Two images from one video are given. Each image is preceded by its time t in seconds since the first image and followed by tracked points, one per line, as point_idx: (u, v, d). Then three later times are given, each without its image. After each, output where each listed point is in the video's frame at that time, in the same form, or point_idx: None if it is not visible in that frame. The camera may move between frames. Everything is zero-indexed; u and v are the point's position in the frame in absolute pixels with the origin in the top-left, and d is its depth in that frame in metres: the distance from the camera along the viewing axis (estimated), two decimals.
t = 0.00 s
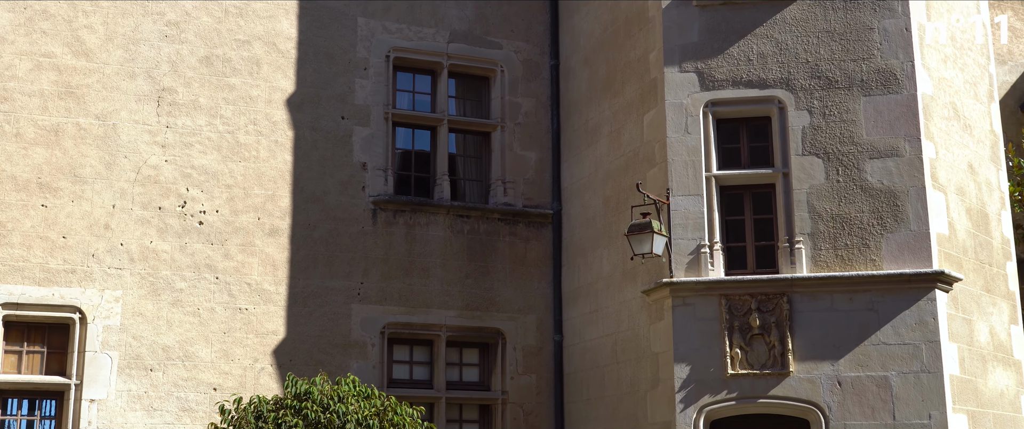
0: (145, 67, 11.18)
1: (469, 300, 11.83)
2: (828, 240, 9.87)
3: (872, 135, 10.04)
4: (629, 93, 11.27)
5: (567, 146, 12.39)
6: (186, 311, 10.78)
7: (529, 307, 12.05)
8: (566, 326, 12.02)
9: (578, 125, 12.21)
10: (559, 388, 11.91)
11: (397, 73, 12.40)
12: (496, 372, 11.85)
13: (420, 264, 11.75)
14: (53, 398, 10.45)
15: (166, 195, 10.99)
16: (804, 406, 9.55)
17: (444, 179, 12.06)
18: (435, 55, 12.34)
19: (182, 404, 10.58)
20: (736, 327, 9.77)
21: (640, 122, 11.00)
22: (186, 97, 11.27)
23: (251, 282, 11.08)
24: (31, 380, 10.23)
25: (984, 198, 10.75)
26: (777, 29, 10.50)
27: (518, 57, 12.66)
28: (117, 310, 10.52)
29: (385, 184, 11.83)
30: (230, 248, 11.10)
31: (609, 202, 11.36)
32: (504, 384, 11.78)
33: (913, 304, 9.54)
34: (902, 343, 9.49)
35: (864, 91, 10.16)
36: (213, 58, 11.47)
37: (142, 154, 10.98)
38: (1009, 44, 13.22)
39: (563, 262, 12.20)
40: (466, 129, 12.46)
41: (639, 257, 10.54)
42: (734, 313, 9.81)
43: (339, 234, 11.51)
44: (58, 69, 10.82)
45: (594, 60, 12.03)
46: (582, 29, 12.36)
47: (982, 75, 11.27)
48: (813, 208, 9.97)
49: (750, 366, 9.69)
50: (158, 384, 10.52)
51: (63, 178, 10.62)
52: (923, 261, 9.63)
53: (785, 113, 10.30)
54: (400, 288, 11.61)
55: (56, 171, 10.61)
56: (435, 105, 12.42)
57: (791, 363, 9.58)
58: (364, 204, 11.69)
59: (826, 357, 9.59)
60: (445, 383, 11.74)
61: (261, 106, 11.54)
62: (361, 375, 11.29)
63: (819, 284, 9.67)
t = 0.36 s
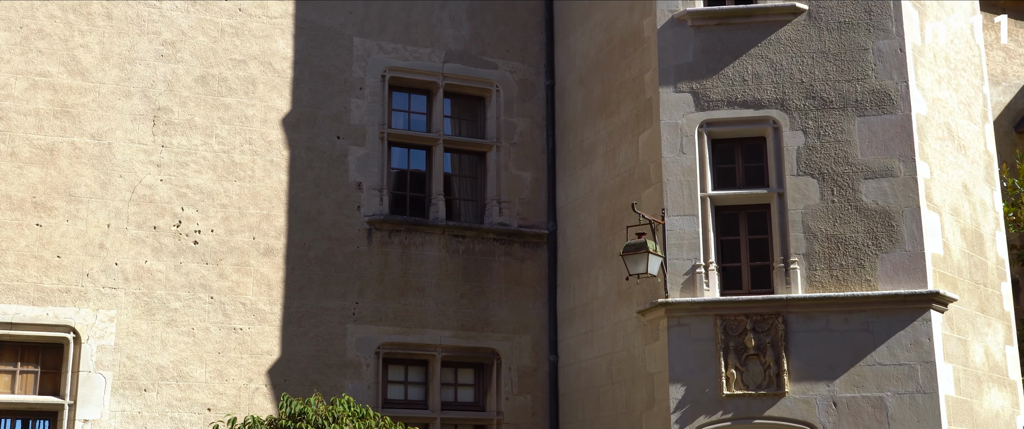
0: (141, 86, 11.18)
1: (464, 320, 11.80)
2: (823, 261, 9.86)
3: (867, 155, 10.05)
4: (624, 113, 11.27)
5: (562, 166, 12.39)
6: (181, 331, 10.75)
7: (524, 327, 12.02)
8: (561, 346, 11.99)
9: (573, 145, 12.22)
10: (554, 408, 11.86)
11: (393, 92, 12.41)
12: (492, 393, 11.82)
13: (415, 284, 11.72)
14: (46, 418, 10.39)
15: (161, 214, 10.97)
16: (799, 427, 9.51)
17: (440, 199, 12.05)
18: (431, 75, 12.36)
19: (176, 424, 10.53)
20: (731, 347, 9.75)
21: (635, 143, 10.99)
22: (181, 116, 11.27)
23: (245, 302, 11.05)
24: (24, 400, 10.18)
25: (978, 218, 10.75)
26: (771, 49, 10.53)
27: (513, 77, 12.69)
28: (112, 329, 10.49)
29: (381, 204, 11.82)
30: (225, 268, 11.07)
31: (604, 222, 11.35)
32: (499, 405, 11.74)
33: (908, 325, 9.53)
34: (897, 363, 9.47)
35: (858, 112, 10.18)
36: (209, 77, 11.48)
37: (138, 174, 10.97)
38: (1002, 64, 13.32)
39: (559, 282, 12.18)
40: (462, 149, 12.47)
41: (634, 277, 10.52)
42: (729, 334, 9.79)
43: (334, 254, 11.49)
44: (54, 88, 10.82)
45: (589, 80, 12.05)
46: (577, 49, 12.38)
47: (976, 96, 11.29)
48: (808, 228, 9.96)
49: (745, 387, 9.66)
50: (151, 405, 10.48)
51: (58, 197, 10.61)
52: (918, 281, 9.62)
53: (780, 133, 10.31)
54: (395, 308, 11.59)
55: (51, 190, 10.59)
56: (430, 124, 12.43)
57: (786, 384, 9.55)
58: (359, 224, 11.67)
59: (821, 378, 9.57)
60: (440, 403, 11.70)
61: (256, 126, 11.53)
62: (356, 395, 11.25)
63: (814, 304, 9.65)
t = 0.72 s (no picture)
0: (140, 106, 11.19)
1: (463, 340, 11.77)
2: (822, 280, 9.84)
3: (865, 175, 10.05)
4: (623, 133, 11.27)
5: (561, 186, 12.38)
6: (179, 350, 10.72)
7: (523, 347, 11.99)
8: (560, 366, 11.96)
9: (572, 165, 12.22)
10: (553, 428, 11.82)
11: (392, 112, 12.42)
12: (490, 413, 11.78)
13: (414, 303, 11.70)
14: None
15: (159, 233, 10.96)
16: None
17: (438, 218, 12.05)
18: (430, 94, 12.38)
19: None
20: (731, 367, 9.72)
21: (634, 162, 10.98)
22: (180, 136, 11.27)
23: (244, 322, 11.03)
24: (21, 420, 10.15)
25: (977, 238, 10.74)
26: (770, 69, 10.55)
27: (512, 96, 12.70)
28: (110, 349, 10.47)
29: (379, 223, 11.81)
30: (223, 288, 11.05)
31: (603, 242, 11.34)
32: (498, 425, 11.71)
33: (908, 344, 9.50)
34: (897, 383, 9.44)
35: (857, 132, 10.19)
36: (208, 96, 11.48)
37: (136, 193, 10.96)
38: (1001, 83, 13.48)
39: (557, 302, 12.16)
40: (461, 168, 12.47)
41: (633, 297, 10.50)
42: (729, 353, 9.76)
43: (332, 274, 11.48)
44: (53, 107, 10.83)
45: (588, 99, 12.05)
46: (576, 69, 12.39)
47: (975, 115, 11.30)
48: (807, 248, 9.95)
49: (745, 407, 9.63)
50: (149, 425, 10.44)
51: (56, 216, 10.60)
52: (917, 301, 9.61)
53: (778, 153, 10.32)
54: (394, 328, 11.56)
55: (50, 209, 10.59)
56: (429, 144, 12.43)
57: (786, 404, 9.52)
58: (358, 243, 11.66)
59: (821, 398, 9.54)
60: (438, 423, 11.66)
61: (255, 145, 11.53)
62: (354, 415, 11.22)
63: (814, 324, 9.63)
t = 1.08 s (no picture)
0: (137, 125, 11.19)
1: (460, 359, 11.74)
2: (819, 300, 9.83)
3: (863, 195, 10.05)
4: (620, 152, 11.26)
5: (558, 205, 12.37)
6: (175, 370, 10.69)
7: (520, 367, 11.96)
8: (557, 386, 11.92)
9: (569, 184, 12.22)
10: None
11: (390, 131, 12.43)
12: None
13: (411, 323, 11.67)
14: None
15: (156, 252, 10.94)
16: None
17: (436, 238, 12.03)
18: (427, 114, 12.39)
19: None
20: (728, 387, 9.69)
21: (631, 182, 10.96)
22: (178, 155, 11.27)
23: (240, 341, 11.00)
24: None
25: (974, 258, 10.73)
26: (767, 89, 10.56)
27: (510, 116, 12.72)
28: (106, 369, 10.44)
29: (376, 243, 11.79)
30: (220, 307, 11.03)
31: (600, 262, 11.32)
32: None
33: (906, 364, 9.48)
34: (895, 403, 9.42)
35: (854, 151, 10.20)
36: (206, 116, 11.49)
37: (133, 212, 10.95)
38: (997, 103, 13.55)
39: (554, 322, 12.13)
40: (458, 188, 12.46)
41: (631, 317, 10.47)
42: (726, 374, 9.74)
43: (329, 293, 11.46)
44: (51, 126, 10.83)
45: (585, 119, 12.06)
46: (573, 88, 12.40)
47: (971, 135, 11.32)
48: (804, 268, 9.94)
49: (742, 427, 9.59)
50: None
51: (53, 235, 10.59)
52: (915, 321, 9.59)
53: (775, 173, 10.32)
54: (391, 347, 11.53)
55: (46, 228, 10.57)
56: (426, 163, 12.44)
57: (783, 424, 9.48)
58: (355, 263, 11.64)
59: (818, 418, 9.51)
60: None
61: (252, 165, 11.53)
62: None
63: (811, 344, 9.61)
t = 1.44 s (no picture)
0: (134, 145, 11.18)
1: (456, 381, 11.69)
2: (816, 321, 9.80)
3: (859, 216, 10.04)
4: (616, 173, 11.24)
5: (555, 226, 12.34)
6: (170, 391, 10.65)
7: (517, 388, 11.91)
8: (554, 407, 11.86)
9: (566, 205, 12.19)
10: None
11: (387, 152, 12.42)
12: None
13: (408, 344, 11.63)
14: None
15: (152, 273, 10.91)
16: None
17: (432, 259, 12.01)
18: (424, 135, 12.39)
19: None
20: (725, 409, 9.64)
21: (628, 203, 10.93)
22: (174, 175, 11.26)
23: (236, 363, 10.95)
24: None
25: (972, 279, 10.71)
26: (763, 110, 10.57)
27: (506, 137, 12.72)
28: (101, 390, 10.39)
29: (373, 264, 11.76)
30: (216, 328, 10.99)
31: (597, 283, 11.29)
32: None
33: (903, 386, 9.43)
34: (892, 426, 9.37)
35: (850, 173, 10.19)
36: (202, 136, 11.48)
37: (129, 232, 10.93)
38: (993, 125, 13.57)
39: (551, 343, 12.09)
40: (455, 209, 12.45)
41: (627, 338, 10.43)
42: (723, 395, 9.69)
43: (326, 315, 11.42)
44: (47, 146, 10.82)
45: (582, 139, 12.05)
46: (570, 109, 12.40)
47: (968, 156, 11.31)
48: (801, 289, 9.92)
49: None
50: None
51: (49, 256, 10.56)
52: (912, 343, 9.56)
53: (772, 194, 10.30)
54: (387, 369, 11.49)
55: (42, 249, 10.55)
56: (423, 184, 12.43)
57: None
58: (351, 284, 11.61)
59: None
60: None
61: (249, 185, 11.51)
62: None
63: (808, 366, 9.57)
